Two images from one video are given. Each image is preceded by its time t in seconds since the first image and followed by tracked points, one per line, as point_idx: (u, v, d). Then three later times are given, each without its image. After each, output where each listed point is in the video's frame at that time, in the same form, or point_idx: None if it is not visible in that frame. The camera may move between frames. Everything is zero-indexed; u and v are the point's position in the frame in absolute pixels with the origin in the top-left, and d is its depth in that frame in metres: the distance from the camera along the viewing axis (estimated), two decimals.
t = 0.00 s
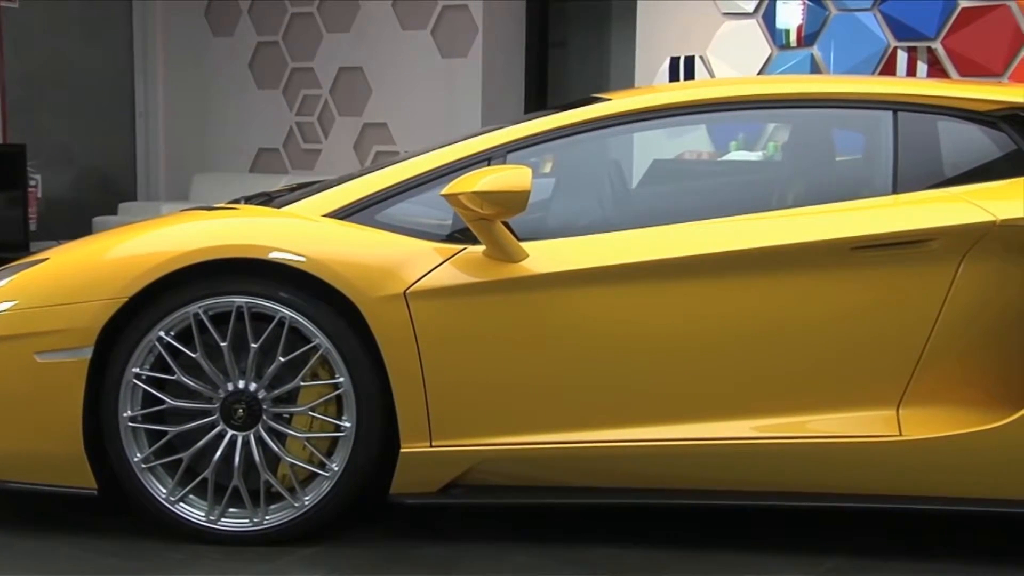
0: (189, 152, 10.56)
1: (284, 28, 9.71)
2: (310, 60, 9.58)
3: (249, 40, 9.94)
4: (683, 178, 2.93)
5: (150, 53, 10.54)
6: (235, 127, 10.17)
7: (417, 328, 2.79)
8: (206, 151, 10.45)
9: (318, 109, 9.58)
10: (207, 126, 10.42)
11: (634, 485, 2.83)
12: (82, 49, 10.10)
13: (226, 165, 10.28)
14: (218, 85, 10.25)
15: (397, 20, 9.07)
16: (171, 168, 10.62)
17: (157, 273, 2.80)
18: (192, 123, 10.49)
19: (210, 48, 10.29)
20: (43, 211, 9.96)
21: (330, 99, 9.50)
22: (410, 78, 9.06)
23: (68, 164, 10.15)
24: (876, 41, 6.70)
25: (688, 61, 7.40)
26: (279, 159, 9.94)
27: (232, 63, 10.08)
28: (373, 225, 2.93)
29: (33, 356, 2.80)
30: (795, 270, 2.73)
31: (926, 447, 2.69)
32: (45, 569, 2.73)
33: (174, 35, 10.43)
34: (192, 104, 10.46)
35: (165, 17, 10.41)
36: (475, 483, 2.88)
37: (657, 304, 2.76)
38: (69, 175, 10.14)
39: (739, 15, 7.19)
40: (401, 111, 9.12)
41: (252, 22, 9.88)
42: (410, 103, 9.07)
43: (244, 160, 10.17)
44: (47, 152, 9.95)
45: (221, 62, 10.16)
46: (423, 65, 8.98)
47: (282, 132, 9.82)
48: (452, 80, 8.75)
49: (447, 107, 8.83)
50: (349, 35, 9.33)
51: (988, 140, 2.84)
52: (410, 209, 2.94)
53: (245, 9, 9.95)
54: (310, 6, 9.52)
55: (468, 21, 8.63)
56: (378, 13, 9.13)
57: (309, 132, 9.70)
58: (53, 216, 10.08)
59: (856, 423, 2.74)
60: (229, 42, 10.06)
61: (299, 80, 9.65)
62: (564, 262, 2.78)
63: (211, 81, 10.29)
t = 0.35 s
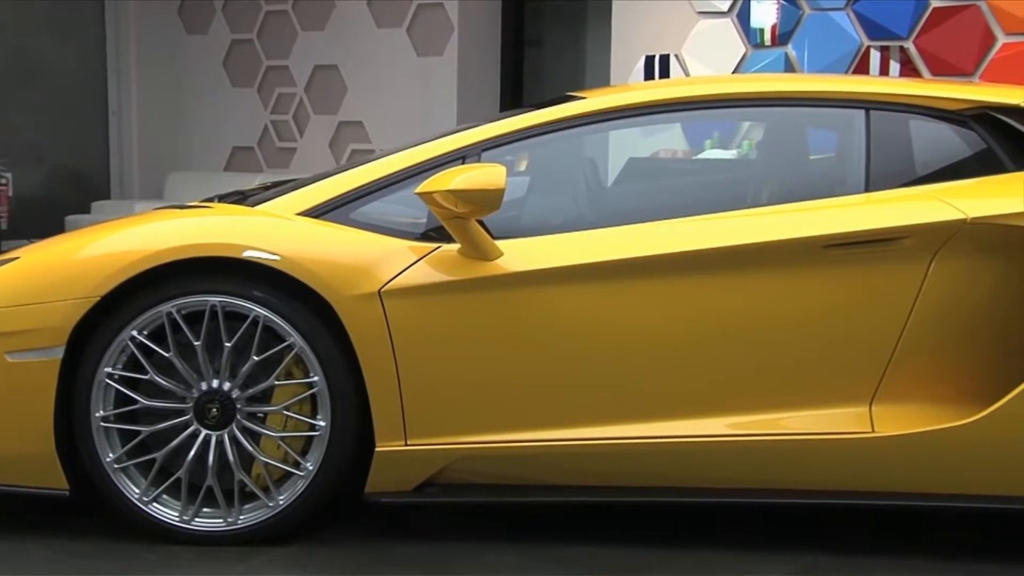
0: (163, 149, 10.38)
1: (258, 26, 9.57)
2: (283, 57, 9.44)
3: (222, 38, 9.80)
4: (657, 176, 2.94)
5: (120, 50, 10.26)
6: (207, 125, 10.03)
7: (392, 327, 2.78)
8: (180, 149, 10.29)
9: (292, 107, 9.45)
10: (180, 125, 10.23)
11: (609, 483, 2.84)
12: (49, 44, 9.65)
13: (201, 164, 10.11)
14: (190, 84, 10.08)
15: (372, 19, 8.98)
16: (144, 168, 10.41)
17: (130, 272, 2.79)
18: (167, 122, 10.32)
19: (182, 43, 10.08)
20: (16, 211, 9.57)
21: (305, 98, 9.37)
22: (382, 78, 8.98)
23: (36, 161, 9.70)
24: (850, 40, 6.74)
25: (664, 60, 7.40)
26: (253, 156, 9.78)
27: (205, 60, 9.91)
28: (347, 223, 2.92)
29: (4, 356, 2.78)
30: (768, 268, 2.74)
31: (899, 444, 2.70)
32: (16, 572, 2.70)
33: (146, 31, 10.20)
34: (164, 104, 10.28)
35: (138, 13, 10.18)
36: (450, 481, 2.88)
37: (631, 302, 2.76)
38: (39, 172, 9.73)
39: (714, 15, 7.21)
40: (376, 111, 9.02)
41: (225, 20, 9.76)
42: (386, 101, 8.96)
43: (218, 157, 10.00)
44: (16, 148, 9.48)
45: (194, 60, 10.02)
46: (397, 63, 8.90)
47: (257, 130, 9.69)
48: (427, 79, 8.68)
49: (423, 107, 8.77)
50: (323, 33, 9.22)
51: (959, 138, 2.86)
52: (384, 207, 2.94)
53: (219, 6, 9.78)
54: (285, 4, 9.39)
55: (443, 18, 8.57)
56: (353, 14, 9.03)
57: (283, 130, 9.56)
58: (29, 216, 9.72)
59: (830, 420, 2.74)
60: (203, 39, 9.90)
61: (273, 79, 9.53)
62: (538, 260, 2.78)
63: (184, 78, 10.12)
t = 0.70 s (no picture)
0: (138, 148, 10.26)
1: (234, 24, 9.44)
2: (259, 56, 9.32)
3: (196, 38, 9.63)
4: (632, 176, 2.94)
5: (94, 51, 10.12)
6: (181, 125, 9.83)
7: (367, 326, 2.78)
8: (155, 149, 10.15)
9: (269, 106, 9.34)
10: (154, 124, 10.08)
11: (584, 482, 2.84)
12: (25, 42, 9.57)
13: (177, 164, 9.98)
14: (165, 84, 9.92)
15: (348, 18, 8.89)
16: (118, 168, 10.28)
17: (103, 272, 2.77)
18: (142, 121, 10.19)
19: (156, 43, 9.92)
20: None
21: (282, 97, 9.26)
22: (356, 77, 8.90)
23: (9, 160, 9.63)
24: (823, 40, 6.76)
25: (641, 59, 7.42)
26: (229, 155, 9.64)
27: (179, 59, 9.73)
28: (322, 223, 2.91)
29: None
30: (741, 267, 2.75)
31: (872, 442, 2.71)
32: None
33: (120, 29, 10.07)
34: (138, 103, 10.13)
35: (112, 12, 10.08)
36: (426, 481, 2.88)
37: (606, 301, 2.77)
38: (10, 172, 9.66)
39: (690, 15, 7.22)
40: (352, 111, 8.94)
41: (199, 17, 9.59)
42: (362, 101, 8.89)
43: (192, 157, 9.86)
44: None
45: (169, 60, 9.86)
46: (371, 62, 8.82)
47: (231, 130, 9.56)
48: (403, 78, 8.64)
49: (398, 105, 8.71)
50: (299, 32, 9.10)
51: (931, 138, 2.87)
52: (359, 207, 2.93)
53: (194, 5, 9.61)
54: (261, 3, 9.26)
55: (418, 16, 8.53)
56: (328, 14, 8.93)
57: (258, 129, 9.42)
58: None
59: (804, 419, 2.75)
60: (178, 39, 9.71)
61: (249, 78, 9.41)
62: (513, 260, 2.78)
63: (158, 77, 9.94)
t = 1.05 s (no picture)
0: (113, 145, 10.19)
1: (211, 20, 9.37)
2: (237, 52, 9.27)
3: (172, 35, 9.56)
4: (611, 172, 2.94)
5: (70, 49, 10.02)
6: (160, 122, 9.77)
7: (346, 323, 2.77)
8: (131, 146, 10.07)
9: (246, 103, 9.28)
10: (132, 122, 10.01)
11: (563, 478, 2.84)
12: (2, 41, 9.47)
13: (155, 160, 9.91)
14: (142, 81, 9.85)
15: (326, 14, 8.84)
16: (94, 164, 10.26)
17: (79, 270, 2.76)
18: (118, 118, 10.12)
19: (132, 39, 9.83)
20: None
21: (259, 93, 9.21)
22: (335, 74, 8.85)
23: None
24: (801, 36, 6.77)
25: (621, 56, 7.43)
26: (206, 151, 9.58)
27: (156, 56, 9.67)
28: (300, 219, 2.90)
29: None
30: (720, 263, 2.75)
31: (849, 436, 2.72)
32: None
33: (97, 26, 10.00)
34: (115, 100, 10.05)
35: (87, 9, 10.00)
36: (405, 478, 2.88)
37: (584, 298, 2.77)
38: None
39: (668, 11, 7.22)
40: (331, 108, 8.90)
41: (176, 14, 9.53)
42: (341, 98, 8.84)
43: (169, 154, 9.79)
44: None
45: (148, 56, 9.77)
46: (350, 58, 8.76)
47: (208, 127, 9.49)
48: (381, 75, 8.60)
49: (377, 102, 8.66)
50: (276, 28, 9.05)
51: (907, 135, 2.89)
52: (338, 203, 2.93)
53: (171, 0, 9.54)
54: None
55: (396, 13, 8.48)
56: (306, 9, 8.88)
57: (236, 125, 9.37)
58: None
59: (783, 415, 2.76)
60: (154, 35, 9.65)
61: (227, 74, 9.35)
62: (491, 256, 2.78)
63: (135, 75, 9.88)
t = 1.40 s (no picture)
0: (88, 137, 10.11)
1: (186, 11, 9.31)
2: (213, 44, 9.20)
3: (147, 26, 9.49)
4: (589, 164, 2.96)
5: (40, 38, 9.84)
6: (135, 114, 9.69)
7: (321, 316, 2.77)
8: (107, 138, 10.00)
9: (222, 94, 9.22)
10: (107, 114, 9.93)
11: (539, 471, 2.85)
12: None
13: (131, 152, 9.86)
14: (116, 73, 9.74)
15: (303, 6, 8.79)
16: (67, 155, 10.12)
17: (52, 262, 2.74)
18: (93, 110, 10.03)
19: (105, 30, 9.73)
20: None
21: (235, 85, 9.16)
22: (314, 67, 8.81)
23: None
24: (777, 29, 6.79)
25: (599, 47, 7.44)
26: (182, 144, 9.51)
27: (130, 47, 9.58)
28: (275, 212, 2.89)
29: None
30: (696, 255, 2.75)
31: (823, 428, 2.73)
32: None
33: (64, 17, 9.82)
34: (89, 92, 9.96)
35: None
36: (381, 471, 2.88)
37: (559, 290, 2.77)
38: None
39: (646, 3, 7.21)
40: (308, 100, 8.86)
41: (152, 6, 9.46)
42: (318, 91, 8.81)
43: (145, 146, 9.72)
44: None
45: (123, 48, 9.66)
46: (327, 51, 8.72)
47: (184, 119, 9.43)
48: (358, 67, 8.59)
49: (355, 95, 8.64)
50: (253, 20, 9.01)
51: (881, 127, 2.90)
52: (313, 196, 2.92)
53: None
54: None
55: (373, 5, 8.46)
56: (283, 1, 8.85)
57: (212, 117, 9.30)
58: None
59: (757, 407, 2.77)
60: (127, 25, 9.57)
61: (202, 66, 9.29)
62: (467, 249, 2.77)
63: (109, 66, 9.78)
